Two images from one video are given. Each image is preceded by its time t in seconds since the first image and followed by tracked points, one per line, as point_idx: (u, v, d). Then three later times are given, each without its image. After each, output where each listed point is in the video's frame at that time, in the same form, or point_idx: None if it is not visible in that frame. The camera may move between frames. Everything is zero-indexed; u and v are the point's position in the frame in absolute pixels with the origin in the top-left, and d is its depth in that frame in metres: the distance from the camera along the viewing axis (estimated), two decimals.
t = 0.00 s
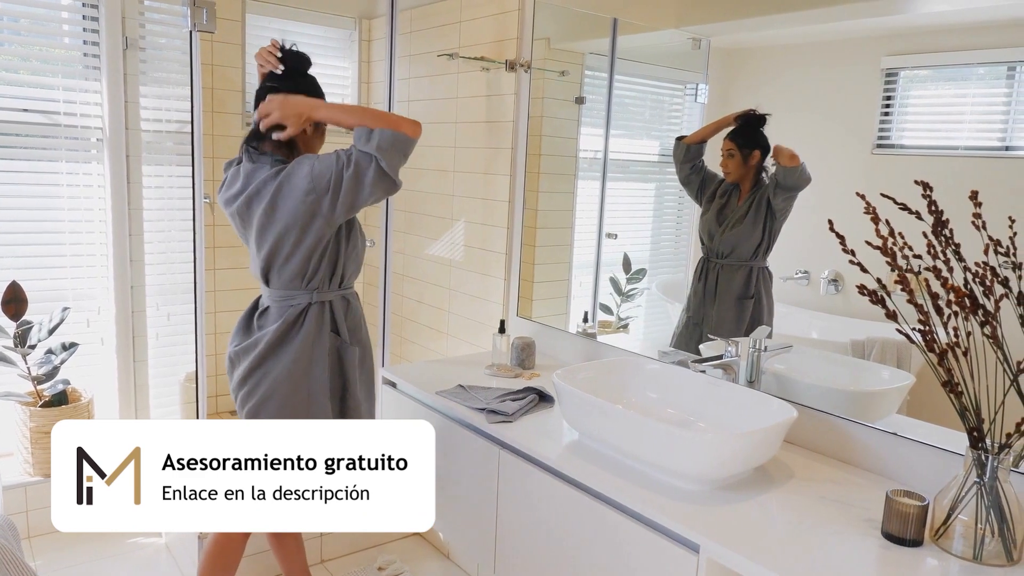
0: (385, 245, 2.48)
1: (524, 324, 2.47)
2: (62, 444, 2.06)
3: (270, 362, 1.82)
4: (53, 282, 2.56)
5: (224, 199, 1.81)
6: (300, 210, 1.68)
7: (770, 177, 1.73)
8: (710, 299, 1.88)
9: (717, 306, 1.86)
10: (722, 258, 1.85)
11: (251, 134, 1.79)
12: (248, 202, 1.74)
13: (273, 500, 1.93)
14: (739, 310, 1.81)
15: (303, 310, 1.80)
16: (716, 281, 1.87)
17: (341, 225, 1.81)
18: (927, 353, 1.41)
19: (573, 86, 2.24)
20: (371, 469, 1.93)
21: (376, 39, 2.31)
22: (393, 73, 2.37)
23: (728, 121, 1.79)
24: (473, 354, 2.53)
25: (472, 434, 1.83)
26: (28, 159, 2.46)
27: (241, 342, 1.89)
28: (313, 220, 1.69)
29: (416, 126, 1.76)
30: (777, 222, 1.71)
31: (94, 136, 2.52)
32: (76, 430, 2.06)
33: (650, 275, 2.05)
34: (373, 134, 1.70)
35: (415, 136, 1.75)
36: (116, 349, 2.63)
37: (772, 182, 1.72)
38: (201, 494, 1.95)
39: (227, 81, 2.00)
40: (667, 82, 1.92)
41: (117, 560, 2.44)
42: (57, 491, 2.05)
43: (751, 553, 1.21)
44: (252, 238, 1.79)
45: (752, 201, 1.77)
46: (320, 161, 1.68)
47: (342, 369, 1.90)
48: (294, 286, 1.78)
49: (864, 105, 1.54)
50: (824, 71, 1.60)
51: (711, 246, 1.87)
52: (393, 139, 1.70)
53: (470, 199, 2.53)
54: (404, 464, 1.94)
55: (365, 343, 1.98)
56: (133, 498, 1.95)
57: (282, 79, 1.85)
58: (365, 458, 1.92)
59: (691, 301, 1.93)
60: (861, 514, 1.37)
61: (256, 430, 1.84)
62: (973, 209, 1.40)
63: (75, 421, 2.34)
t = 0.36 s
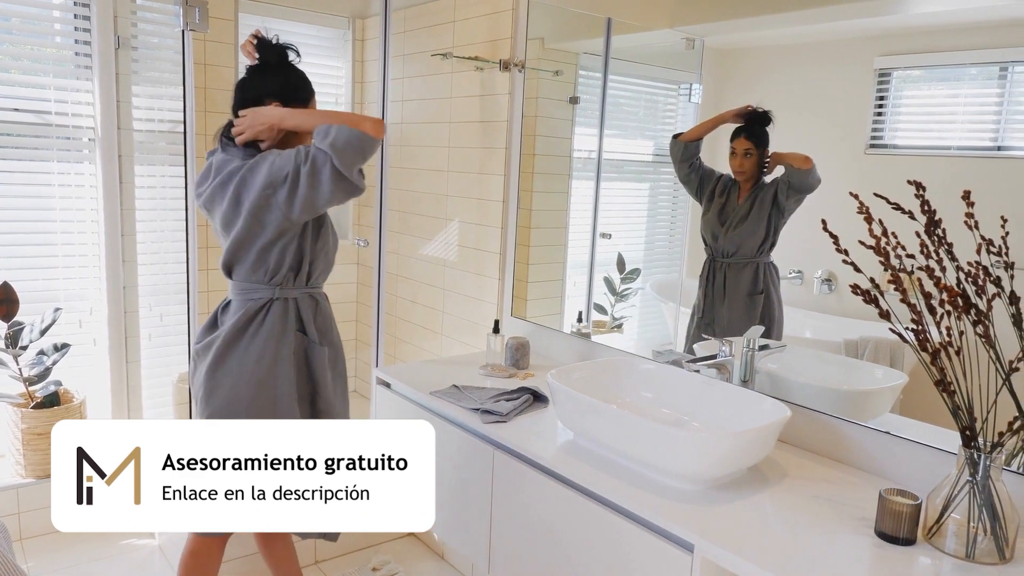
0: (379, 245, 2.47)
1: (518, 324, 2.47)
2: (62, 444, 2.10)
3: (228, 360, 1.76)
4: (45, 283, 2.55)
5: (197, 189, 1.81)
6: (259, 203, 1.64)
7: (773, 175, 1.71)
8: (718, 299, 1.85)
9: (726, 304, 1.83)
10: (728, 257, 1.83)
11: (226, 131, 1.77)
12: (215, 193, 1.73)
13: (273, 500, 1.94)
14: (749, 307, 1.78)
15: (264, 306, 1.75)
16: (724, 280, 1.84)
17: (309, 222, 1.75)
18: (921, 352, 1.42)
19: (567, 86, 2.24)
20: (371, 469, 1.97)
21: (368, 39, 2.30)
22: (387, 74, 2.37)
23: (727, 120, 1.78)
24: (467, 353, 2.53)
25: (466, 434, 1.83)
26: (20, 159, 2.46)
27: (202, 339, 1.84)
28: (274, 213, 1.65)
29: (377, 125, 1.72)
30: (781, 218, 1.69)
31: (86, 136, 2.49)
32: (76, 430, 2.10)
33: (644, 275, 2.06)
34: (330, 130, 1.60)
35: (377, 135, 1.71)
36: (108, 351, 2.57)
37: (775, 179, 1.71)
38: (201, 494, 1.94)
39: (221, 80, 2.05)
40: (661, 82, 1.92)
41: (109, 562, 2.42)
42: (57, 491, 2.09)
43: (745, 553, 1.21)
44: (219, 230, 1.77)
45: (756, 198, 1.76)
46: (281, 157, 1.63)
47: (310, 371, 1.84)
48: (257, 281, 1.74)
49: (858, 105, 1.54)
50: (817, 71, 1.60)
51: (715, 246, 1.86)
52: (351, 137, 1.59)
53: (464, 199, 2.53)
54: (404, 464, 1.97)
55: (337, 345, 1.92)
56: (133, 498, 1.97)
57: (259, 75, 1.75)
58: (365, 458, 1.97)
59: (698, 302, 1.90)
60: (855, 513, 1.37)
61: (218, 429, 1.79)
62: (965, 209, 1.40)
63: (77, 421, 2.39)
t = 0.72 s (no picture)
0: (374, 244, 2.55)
1: (514, 324, 2.46)
2: (63, 443, 2.11)
3: (197, 360, 1.73)
4: (38, 283, 2.55)
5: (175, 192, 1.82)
6: (219, 200, 1.63)
7: (773, 175, 1.70)
8: (725, 300, 1.82)
9: (732, 304, 1.81)
10: (734, 258, 1.81)
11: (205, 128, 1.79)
12: (185, 194, 1.74)
13: (274, 500, 1.94)
14: (756, 306, 1.76)
15: (234, 305, 1.73)
16: (730, 280, 1.81)
17: (279, 221, 1.73)
18: (915, 352, 1.42)
19: (562, 85, 2.24)
20: (371, 469, 2.01)
21: (364, 38, 2.39)
22: (381, 73, 2.45)
23: (727, 121, 1.78)
24: (463, 353, 2.52)
25: (461, 434, 1.83)
26: (14, 159, 2.45)
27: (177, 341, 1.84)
28: (235, 210, 1.63)
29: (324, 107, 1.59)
30: (785, 216, 1.68)
31: (80, 136, 2.48)
32: (77, 431, 2.11)
33: (639, 275, 2.06)
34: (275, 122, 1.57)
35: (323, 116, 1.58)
36: (102, 351, 2.50)
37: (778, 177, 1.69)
38: (201, 494, 1.93)
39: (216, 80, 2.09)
40: (657, 82, 1.92)
41: (103, 563, 2.42)
42: (57, 491, 2.10)
43: (740, 552, 1.21)
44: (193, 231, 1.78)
45: (758, 198, 1.74)
46: (237, 152, 1.62)
47: (282, 374, 1.82)
48: (228, 280, 1.73)
49: (852, 105, 1.55)
50: (812, 71, 1.60)
51: (719, 248, 1.84)
52: (295, 125, 1.53)
53: (459, 198, 2.52)
54: (404, 464, 1.97)
55: (309, 348, 1.90)
56: (133, 498, 1.96)
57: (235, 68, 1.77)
58: (365, 458, 2.01)
59: (701, 303, 1.87)
60: (850, 512, 1.37)
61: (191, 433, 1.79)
62: (959, 208, 1.40)
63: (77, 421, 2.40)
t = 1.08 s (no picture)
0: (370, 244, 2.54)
1: (510, 324, 2.46)
2: (62, 443, 2.08)
3: (164, 359, 1.72)
4: (33, 283, 2.54)
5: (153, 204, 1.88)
6: (180, 203, 1.67)
7: (774, 176, 1.69)
8: (734, 301, 1.80)
9: (740, 304, 1.79)
10: (741, 258, 1.79)
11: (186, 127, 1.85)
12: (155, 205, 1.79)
13: (274, 500, 1.97)
14: (764, 305, 1.74)
15: (202, 307, 1.73)
16: (738, 281, 1.79)
17: (244, 223, 1.75)
18: (911, 351, 1.42)
19: (559, 85, 2.24)
20: (371, 469, 2.02)
21: (360, 38, 2.36)
22: (377, 74, 2.43)
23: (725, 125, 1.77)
24: (459, 353, 2.52)
25: (457, 435, 1.83)
26: (10, 160, 2.46)
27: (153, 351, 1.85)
28: (193, 208, 1.67)
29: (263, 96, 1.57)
30: (790, 213, 1.67)
31: (75, 136, 2.47)
32: (77, 430, 2.08)
33: (635, 274, 2.05)
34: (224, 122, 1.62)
35: (264, 108, 1.56)
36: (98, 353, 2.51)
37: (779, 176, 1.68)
38: (201, 494, 1.92)
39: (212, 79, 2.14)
40: (653, 82, 1.92)
41: (99, 564, 2.41)
42: (57, 491, 2.07)
43: (737, 552, 1.21)
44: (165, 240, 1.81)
45: (762, 198, 1.73)
46: (194, 155, 1.68)
47: (253, 379, 1.81)
48: (196, 280, 1.73)
49: (847, 105, 1.55)
50: (808, 71, 1.60)
51: (726, 250, 1.82)
52: (238, 119, 1.58)
53: (455, 199, 2.52)
54: (404, 464, 1.96)
55: (281, 352, 1.88)
56: (133, 498, 1.94)
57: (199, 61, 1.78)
58: (365, 458, 2.03)
59: (710, 303, 1.84)
60: (847, 512, 1.37)
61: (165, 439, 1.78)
62: (955, 208, 1.40)
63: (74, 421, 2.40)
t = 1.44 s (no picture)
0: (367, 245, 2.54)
1: (507, 325, 2.46)
2: (62, 443, 2.05)
3: (137, 363, 1.71)
4: (29, 286, 2.56)
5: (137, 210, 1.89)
6: (148, 206, 1.67)
7: (774, 178, 1.69)
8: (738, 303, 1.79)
9: (742, 306, 1.78)
10: (747, 259, 1.78)
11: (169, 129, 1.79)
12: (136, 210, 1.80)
13: (273, 500, 1.99)
14: (766, 305, 1.73)
15: (178, 308, 1.72)
16: (744, 282, 1.78)
17: (218, 223, 1.71)
18: (907, 352, 1.42)
19: (555, 87, 2.24)
20: (371, 469, 2.01)
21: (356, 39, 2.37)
22: (374, 74, 2.45)
23: (722, 130, 1.78)
24: (456, 354, 2.51)
25: (454, 436, 1.82)
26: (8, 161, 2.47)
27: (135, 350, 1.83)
28: (160, 212, 1.66)
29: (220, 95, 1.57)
30: (791, 212, 1.66)
31: (70, 136, 2.47)
32: (76, 430, 2.05)
33: (632, 275, 2.05)
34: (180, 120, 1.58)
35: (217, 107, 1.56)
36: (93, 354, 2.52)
37: (778, 177, 1.68)
38: (201, 494, 1.91)
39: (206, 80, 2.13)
40: (649, 83, 1.92)
41: (94, 566, 2.40)
42: (57, 491, 2.03)
43: (734, 553, 1.21)
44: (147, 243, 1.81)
45: (767, 199, 1.72)
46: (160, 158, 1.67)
47: (227, 382, 1.75)
48: (174, 283, 1.72)
49: (843, 106, 1.55)
50: (804, 72, 1.61)
51: (731, 252, 1.81)
52: (193, 120, 1.55)
53: (452, 199, 2.52)
54: (404, 464, 1.95)
55: (259, 359, 1.82)
56: (133, 498, 1.92)
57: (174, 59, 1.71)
58: (365, 458, 2.02)
59: (711, 305, 1.84)
60: (844, 512, 1.37)
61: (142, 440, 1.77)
62: (950, 208, 1.41)
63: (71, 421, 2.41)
